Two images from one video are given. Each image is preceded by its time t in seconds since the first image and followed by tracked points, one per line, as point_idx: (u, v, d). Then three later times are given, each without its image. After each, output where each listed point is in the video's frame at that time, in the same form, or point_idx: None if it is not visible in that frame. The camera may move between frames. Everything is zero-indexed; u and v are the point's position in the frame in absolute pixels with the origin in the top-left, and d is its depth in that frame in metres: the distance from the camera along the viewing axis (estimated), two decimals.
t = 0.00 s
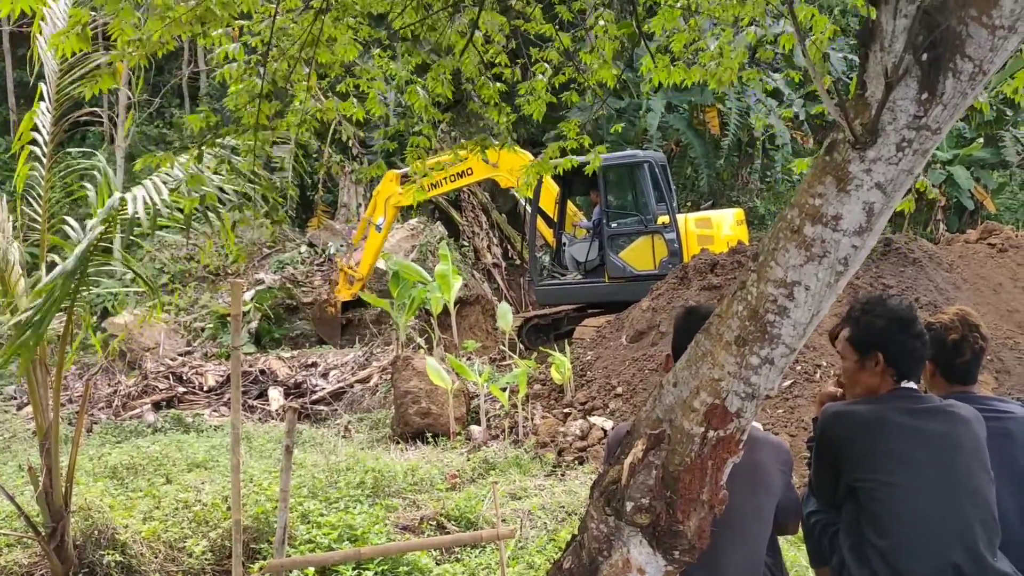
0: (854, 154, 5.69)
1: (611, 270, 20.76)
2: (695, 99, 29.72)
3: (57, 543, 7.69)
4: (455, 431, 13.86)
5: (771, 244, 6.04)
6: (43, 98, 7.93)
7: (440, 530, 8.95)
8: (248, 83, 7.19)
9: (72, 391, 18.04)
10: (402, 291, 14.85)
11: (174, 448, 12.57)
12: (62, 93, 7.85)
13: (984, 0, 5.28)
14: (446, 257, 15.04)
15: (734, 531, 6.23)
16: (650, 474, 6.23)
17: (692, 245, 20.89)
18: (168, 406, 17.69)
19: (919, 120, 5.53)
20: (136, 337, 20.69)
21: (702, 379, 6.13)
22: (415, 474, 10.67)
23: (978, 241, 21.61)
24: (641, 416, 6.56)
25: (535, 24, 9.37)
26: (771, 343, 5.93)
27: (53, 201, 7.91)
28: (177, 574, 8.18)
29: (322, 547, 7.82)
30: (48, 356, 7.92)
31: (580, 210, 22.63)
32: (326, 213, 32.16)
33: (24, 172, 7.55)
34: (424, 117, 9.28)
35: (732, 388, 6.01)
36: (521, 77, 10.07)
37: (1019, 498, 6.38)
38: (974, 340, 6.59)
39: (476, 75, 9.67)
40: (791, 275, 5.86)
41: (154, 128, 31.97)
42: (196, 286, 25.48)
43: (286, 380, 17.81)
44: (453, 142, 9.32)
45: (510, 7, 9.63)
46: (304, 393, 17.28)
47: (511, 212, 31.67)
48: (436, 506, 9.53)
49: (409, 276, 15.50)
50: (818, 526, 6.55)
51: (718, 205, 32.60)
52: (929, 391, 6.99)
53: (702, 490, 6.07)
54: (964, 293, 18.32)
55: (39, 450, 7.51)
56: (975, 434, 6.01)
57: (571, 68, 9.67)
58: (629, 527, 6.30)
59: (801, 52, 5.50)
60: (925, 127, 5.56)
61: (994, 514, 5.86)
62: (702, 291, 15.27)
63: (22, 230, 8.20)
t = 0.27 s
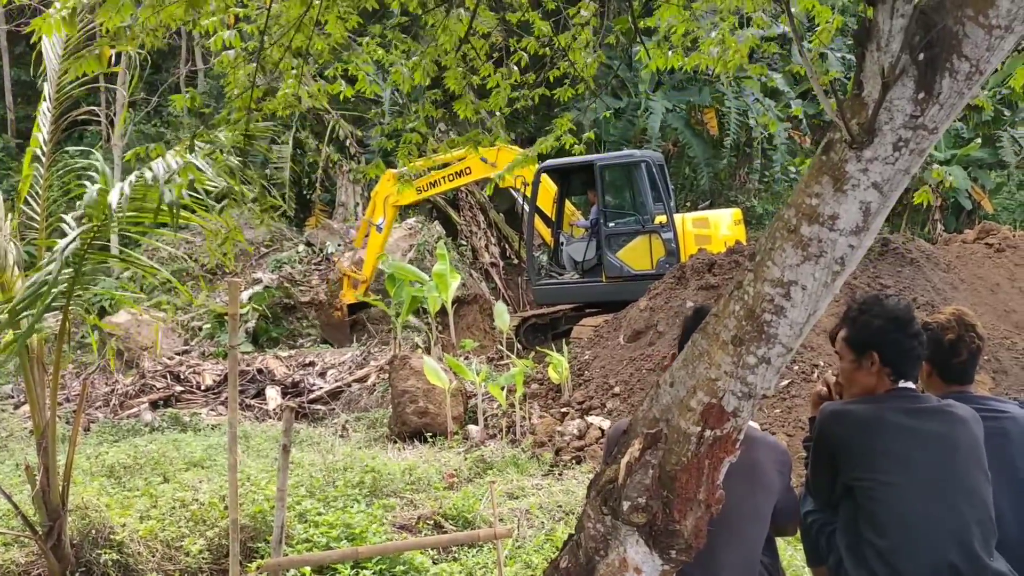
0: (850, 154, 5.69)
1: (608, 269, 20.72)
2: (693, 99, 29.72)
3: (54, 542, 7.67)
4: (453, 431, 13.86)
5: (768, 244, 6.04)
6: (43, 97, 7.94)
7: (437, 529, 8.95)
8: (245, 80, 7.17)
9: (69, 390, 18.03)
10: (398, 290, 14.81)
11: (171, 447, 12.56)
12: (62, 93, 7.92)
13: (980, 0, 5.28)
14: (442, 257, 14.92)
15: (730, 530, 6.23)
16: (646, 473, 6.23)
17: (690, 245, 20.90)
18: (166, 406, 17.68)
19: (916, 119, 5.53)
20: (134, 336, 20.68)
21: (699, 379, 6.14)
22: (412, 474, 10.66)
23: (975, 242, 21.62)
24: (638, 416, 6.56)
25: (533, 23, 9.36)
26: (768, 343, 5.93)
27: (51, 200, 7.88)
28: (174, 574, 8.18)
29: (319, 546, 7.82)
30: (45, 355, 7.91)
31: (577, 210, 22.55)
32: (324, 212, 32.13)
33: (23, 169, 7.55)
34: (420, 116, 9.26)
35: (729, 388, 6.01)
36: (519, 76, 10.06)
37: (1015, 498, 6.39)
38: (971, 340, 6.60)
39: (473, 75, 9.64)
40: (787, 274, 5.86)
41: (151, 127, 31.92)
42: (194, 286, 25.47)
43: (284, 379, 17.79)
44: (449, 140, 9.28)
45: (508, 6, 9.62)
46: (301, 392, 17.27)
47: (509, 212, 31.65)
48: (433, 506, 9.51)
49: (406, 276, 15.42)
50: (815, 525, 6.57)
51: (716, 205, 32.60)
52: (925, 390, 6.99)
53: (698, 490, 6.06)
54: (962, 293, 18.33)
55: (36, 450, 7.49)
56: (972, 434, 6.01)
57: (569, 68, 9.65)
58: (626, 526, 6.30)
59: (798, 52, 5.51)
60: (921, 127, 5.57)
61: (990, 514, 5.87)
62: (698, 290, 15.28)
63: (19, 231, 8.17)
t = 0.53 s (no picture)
0: (848, 151, 5.69)
1: (606, 268, 20.74)
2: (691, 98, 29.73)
3: (51, 539, 7.66)
4: (450, 429, 13.84)
5: (766, 242, 6.04)
6: (41, 94, 7.93)
7: (434, 527, 8.95)
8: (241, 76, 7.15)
9: (66, 387, 18.02)
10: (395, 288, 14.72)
11: (168, 445, 12.55)
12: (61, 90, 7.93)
13: None
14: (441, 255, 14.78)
15: (728, 527, 6.23)
16: (644, 471, 6.23)
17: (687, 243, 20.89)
18: (163, 404, 17.67)
19: (914, 117, 5.55)
20: (131, 334, 20.66)
21: (696, 376, 6.14)
22: (409, 471, 10.65)
23: (972, 240, 21.63)
24: (635, 413, 6.56)
25: (531, 20, 9.35)
26: (766, 340, 5.94)
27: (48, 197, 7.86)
28: (171, 571, 8.18)
29: (316, 544, 7.82)
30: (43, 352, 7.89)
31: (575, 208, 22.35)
32: (322, 210, 32.10)
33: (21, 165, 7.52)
34: (418, 113, 9.28)
35: (726, 385, 6.01)
36: (517, 74, 10.04)
37: (1013, 494, 6.39)
38: (968, 337, 6.61)
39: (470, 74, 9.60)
40: (785, 272, 5.87)
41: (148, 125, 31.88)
42: (191, 284, 25.44)
43: (281, 377, 17.78)
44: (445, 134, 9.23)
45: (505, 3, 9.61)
46: (299, 389, 17.30)
47: (506, 210, 31.64)
48: (431, 504, 9.51)
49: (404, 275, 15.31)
50: (811, 523, 6.57)
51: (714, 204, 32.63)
52: (922, 388, 7.00)
53: (696, 487, 6.07)
54: (958, 292, 18.35)
55: (32, 447, 7.49)
56: (969, 432, 6.01)
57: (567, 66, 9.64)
58: (623, 524, 6.29)
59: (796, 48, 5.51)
60: (919, 124, 5.58)
61: (987, 512, 5.87)
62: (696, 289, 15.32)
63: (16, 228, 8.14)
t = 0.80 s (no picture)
0: (847, 148, 5.69)
1: (605, 266, 20.81)
2: (691, 95, 29.71)
3: (49, 536, 7.65)
4: (448, 427, 13.84)
5: (764, 239, 6.04)
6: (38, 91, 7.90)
7: (433, 525, 8.96)
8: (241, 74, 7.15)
9: (66, 384, 18.04)
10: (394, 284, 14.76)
11: (166, 442, 12.55)
12: (57, 85, 7.91)
13: None
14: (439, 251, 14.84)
15: (726, 525, 6.23)
16: (642, 468, 6.24)
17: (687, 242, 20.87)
18: (161, 401, 17.67)
19: (912, 114, 5.55)
20: (130, 331, 20.63)
21: (694, 373, 6.15)
22: (408, 469, 10.65)
23: (971, 239, 21.64)
24: (633, 411, 6.56)
25: (530, 18, 9.34)
26: (764, 337, 5.94)
27: (45, 194, 7.82)
28: (170, 569, 8.18)
29: (314, 541, 7.82)
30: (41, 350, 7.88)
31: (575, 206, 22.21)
32: (321, 207, 32.07)
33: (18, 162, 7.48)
34: (416, 108, 9.24)
35: (725, 382, 6.02)
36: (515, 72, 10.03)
37: (1010, 491, 6.39)
38: (966, 336, 6.60)
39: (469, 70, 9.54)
40: (783, 269, 5.87)
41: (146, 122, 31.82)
42: (190, 282, 25.43)
43: (279, 374, 17.77)
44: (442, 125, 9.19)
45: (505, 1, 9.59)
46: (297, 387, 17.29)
47: (505, 207, 31.62)
48: (429, 501, 9.51)
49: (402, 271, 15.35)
50: (809, 521, 6.58)
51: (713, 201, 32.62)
52: (920, 385, 7.00)
53: (694, 484, 6.08)
54: (958, 290, 18.34)
55: (31, 444, 7.48)
56: (965, 430, 6.01)
57: (565, 63, 9.61)
58: (621, 521, 6.30)
59: (795, 46, 5.51)
60: (918, 122, 5.58)
61: (984, 510, 5.87)
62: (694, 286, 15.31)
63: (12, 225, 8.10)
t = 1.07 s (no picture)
0: (850, 146, 5.63)
1: (610, 265, 20.66)
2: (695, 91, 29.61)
3: (43, 538, 7.59)
4: (447, 427, 13.76)
5: (766, 238, 5.97)
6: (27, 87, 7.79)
7: (432, 527, 8.90)
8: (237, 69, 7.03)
9: (60, 383, 17.98)
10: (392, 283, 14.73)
11: (161, 443, 12.48)
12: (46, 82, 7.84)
13: None
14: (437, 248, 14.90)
15: (727, 526, 6.17)
16: (642, 469, 6.17)
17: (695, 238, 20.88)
18: (156, 400, 17.58)
19: (917, 111, 5.48)
20: (125, 331, 20.53)
21: (695, 373, 6.08)
22: (406, 470, 10.56)
23: (977, 237, 21.56)
24: (634, 411, 6.48)
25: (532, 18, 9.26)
26: (766, 337, 5.88)
27: (38, 191, 7.76)
28: (165, 571, 8.11)
29: (312, 543, 7.76)
30: (33, 349, 7.80)
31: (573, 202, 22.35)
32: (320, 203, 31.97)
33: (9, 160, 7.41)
34: (413, 103, 9.12)
35: (726, 383, 5.95)
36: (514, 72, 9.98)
37: (1014, 491, 6.33)
38: (971, 336, 6.53)
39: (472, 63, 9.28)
40: (786, 268, 5.80)
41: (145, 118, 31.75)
42: (186, 280, 25.32)
43: (276, 374, 17.69)
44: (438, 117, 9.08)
45: None
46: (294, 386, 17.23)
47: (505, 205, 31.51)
48: (428, 503, 9.44)
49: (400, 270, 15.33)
50: (813, 523, 6.48)
51: (715, 199, 32.62)
52: (924, 386, 6.93)
53: (695, 486, 6.00)
54: (963, 290, 18.26)
55: (24, 445, 7.40)
56: (968, 430, 5.94)
57: (566, 60, 9.52)
58: (621, 523, 6.23)
59: (798, 43, 5.44)
60: (922, 119, 5.52)
61: (989, 511, 5.81)
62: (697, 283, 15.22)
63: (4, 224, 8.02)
